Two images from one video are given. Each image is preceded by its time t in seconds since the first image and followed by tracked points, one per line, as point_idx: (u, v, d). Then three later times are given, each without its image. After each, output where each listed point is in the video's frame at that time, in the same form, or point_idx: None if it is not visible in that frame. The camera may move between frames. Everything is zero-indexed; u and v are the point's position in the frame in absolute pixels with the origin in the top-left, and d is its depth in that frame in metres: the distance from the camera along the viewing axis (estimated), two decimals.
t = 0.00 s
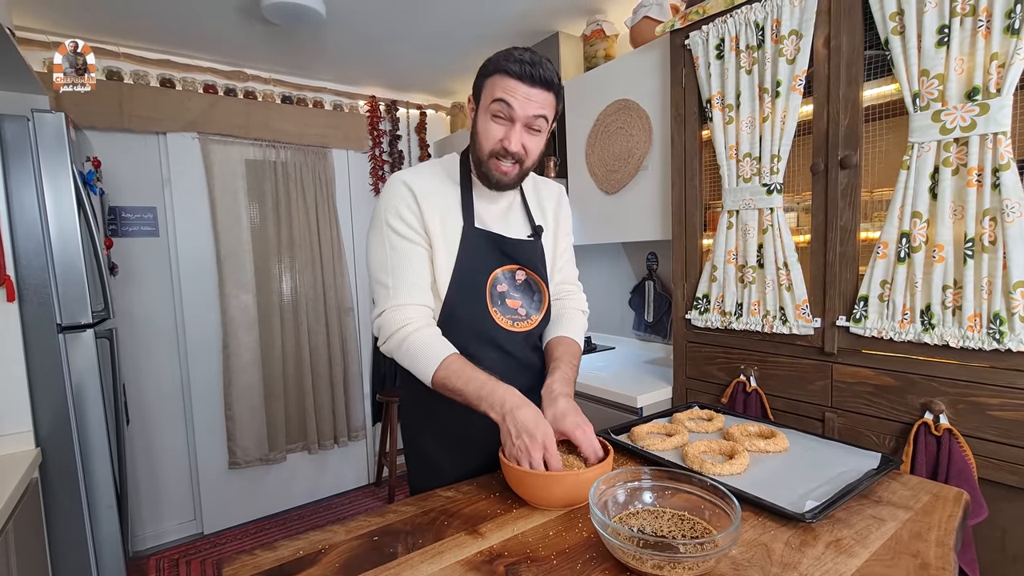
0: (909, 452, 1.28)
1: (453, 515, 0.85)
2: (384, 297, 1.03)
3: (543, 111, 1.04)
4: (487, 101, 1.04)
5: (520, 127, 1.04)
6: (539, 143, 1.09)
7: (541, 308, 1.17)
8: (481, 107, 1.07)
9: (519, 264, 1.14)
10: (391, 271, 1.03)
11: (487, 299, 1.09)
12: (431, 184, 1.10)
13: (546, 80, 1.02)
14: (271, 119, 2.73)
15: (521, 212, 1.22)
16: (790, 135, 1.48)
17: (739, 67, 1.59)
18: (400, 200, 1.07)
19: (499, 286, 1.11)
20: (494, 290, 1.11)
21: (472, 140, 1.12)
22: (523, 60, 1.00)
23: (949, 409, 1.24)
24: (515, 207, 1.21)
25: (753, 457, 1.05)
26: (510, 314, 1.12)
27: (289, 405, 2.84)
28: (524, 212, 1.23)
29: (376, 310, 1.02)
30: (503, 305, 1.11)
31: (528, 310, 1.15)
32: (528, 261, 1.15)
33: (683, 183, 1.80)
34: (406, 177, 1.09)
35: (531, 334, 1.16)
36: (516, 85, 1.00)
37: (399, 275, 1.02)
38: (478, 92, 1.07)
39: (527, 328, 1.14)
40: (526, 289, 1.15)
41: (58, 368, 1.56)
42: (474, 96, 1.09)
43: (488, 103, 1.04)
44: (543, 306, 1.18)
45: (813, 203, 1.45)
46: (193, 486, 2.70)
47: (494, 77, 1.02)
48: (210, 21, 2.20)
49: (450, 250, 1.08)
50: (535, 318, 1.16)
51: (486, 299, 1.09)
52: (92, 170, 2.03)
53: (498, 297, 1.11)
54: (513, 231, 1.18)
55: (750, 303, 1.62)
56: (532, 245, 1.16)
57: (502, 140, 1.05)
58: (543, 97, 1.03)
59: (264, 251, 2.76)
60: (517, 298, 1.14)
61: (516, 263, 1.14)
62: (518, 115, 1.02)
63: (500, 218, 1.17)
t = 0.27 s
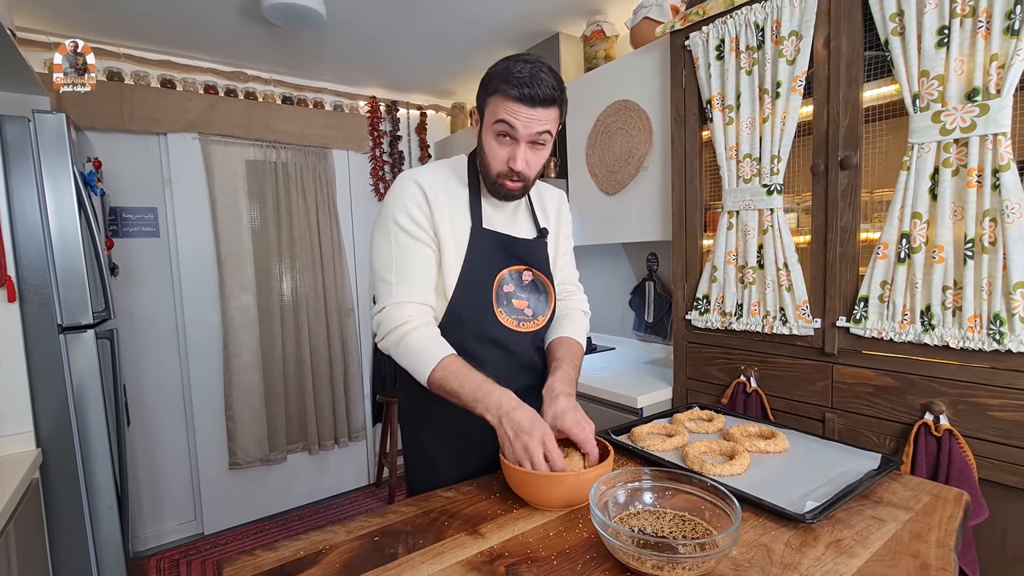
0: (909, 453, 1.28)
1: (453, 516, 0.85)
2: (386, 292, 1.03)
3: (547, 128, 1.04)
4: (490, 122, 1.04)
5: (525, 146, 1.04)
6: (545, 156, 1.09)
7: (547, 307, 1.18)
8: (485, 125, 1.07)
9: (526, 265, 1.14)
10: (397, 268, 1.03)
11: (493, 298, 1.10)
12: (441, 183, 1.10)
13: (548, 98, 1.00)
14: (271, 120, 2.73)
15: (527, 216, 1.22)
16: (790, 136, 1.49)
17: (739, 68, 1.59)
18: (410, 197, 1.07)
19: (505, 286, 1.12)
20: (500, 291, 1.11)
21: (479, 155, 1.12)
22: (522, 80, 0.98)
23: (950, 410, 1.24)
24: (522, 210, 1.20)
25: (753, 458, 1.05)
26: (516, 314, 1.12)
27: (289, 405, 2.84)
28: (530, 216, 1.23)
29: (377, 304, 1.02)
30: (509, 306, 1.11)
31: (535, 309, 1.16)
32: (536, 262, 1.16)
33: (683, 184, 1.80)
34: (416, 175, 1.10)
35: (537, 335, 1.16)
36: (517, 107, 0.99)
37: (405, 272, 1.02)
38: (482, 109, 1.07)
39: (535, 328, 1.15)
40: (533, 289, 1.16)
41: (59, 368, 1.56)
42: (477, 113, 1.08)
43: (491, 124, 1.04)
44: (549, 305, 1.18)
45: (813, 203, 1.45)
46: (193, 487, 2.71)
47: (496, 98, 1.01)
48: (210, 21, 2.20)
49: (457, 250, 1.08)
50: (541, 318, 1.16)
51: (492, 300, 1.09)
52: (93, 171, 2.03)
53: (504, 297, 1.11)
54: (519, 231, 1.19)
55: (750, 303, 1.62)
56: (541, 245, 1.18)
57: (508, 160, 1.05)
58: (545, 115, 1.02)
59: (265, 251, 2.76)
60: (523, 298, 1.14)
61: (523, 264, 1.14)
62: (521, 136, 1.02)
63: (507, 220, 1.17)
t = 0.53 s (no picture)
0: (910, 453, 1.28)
1: (454, 515, 0.85)
2: (385, 290, 1.03)
3: (546, 131, 1.04)
4: (490, 126, 1.04)
5: (525, 151, 1.04)
6: (545, 160, 1.09)
7: (546, 308, 1.18)
8: (484, 129, 1.07)
9: (526, 265, 1.14)
10: (398, 267, 1.03)
11: (492, 298, 1.10)
12: (441, 183, 1.11)
13: (547, 102, 1.00)
14: (272, 120, 2.74)
15: (528, 216, 1.22)
16: (791, 136, 1.49)
17: (739, 68, 1.60)
18: (410, 197, 1.07)
19: (505, 287, 1.12)
20: (500, 291, 1.11)
21: (479, 158, 1.12)
22: (520, 85, 0.98)
23: (951, 410, 1.24)
24: (523, 210, 1.20)
25: (754, 458, 1.05)
26: (515, 315, 1.13)
27: (290, 405, 2.84)
28: (530, 217, 1.22)
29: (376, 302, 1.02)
30: (509, 306, 1.11)
31: (534, 310, 1.16)
32: (537, 262, 1.16)
33: (683, 184, 1.80)
34: (417, 175, 1.10)
35: (534, 335, 1.16)
36: (516, 112, 0.99)
37: (407, 271, 1.02)
38: (481, 113, 1.07)
39: (532, 328, 1.15)
40: (533, 290, 1.16)
41: (60, 367, 1.56)
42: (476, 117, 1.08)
43: (491, 128, 1.04)
44: (548, 306, 1.18)
45: (814, 203, 1.46)
46: (194, 487, 2.71)
47: (495, 103, 1.01)
48: (211, 21, 2.21)
49: (457, 250, 1.08)
50: (540, 319, 1.17)
51: (492, 300, 1.09)
52: (93, 170, 2.03)
53: (503, 297, 1.11)
54: (519, 233, 1.18)
55: (751, 303, 1.62)
56: (542, 245, 1.18)
57: (508, 164, 1.05)
58: (544, 119, 1.02)
59: (265, 251, 2.76)
60: (523, 299, 1.14)
61: (522, 264, 1.14)
62: (521, 140, 1.02)
63: (507, 220, 1.17)
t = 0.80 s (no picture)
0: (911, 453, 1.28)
1: (456, 515, 0.85)
2: (394, 291, 1.03)
3: (552, 138, 1.04)
4: (495, 130, 1.03)
5: (530, 157, 1.04)
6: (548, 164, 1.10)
7: (548, 309, 1.18)
8: (488, 131, 1.06)
9: (526, 266, 1.14)
10: (406, 267, 1.03)
11: (492, 300, 1.10)
12: (443, 184, 1.11)
13: (554, 109, 1.00)
14: (273, 120, 2.74)
15: (528, 216, 1.22)
16: (792, 136, 1.49)
17: (741, 68, 1.60)
18: (412, 198, 1.07)
19: (505, 288, 1.12)
20: (501, 292, 1.11)
21: (480, 159, 1.12)
22: (529, 92, 0.97)
23: (952, 410, 1.23)
24: (523, 211, 1.20)
25: (755, 458, 1.05)
26: (516, 316, 1.12)
27: (291, 405, 2.85)
28: (531, 218, 1.22)
29: (386, 304, 1.02)
30: (509, 307, 1.12)
31: (535, 311, 1.15)
32: (538, 262, 1.16)
33: (684, 184, 1.80)
34: (418, 176, 1.10)
35: (536, 335, 1.15)
36: (523, 120, 0.99)
37: (414, 272, 1.02)
38: (485, 115, 1.06)
39: (533, 329, 1.14)
40: (533, 292, 1.16)
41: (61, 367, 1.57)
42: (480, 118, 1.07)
43: (496, 132, 1.03)
44: (550, 307, 1.18)
45: (815, 203, 1.46)
46: (195, 487, 2.71)
47: (501, 108, 1.00)
48: (212, 22, 2.21)
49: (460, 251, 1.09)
50: (542, 320, 1.16)
51: (492, 302, 1.10)
52: (95, 171, 2.03)
53: (504, 299, 1.11)
54: (520, 233, 1.19)
55: (752, 304, 1.62)
56: (542, 246, 1.18)
57: (512, 169, 1.05)
58: (551, 126, 1.02)
59: (266, 252, 2.76)
60: (524, 300, 1.14)
61: (523, 265, 1.14)
62: (527, 147, 1.02)
63: (508, 221, 1.17)
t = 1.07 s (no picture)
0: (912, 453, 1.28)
1: (457, 515, 0.85)
2: (391, 290, 1.03)
3: (561, 133, 1.05)
4: (506, 124, 1.03)
5: (540, 151, 1.05)
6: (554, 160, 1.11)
7: (552, 305, 1.18)
8: (497, 125, 1.06)
9: (530, 265, 1.14)
10: (404, 266, 1.03)
11: (496, 298, 1.10)
12: (444, 184, 1.11)
13: (566, 105, 1.02)
14: (273, 120, 2.74)
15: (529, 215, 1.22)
16: (793, 136, 1.49)
17: (741, 68, 1.59)
18: (413, 199, 1.07)
19: (510, 286, 1.12)
20: (504, 290, 1.11)
21: (485, 154, 1.11)
22: (545, 87, 0.99)
23: (953, 410, 1.23)
24: (525, 210, 1.20)
25: (757, 458, 1.05)
26: (520, 313, 1.13)
27: (291, 405, 2.85)
28: (532, 217, 1.22)
29: (383, 302, 1.03)
30: (513, 305, 1.12)
31: (539, 308, 1.16)
32: (539, 262, 1.16)
33: (685, 184, 1.80)
34: (418, 176, 1.10)
35: (541, 333, 1.15)
36: (537, 113, 1.00)
37: (412, 271, 1.02)
38: (494, 110, 1.06)
39: (538, 326, 1.15)
40: (536, 289, 1.16)
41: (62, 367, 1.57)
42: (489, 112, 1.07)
43: (506, 126, 1.03)
44: (552, 304, 1.18)
45: (815, 204, 1.46)
46: (195, 486, 2.71)
47: (514, 101, 1.00)
48: (213, 22, 2.21)
49: (462, 252, 1.09)
50: (546, 316, 1.16)
51: (496, 300, 1.10)
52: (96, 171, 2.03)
53: (508, 297, 1.11)
54: (523, 231, 1.19)
55: (753, 304, 1.62)
56: (544, 245, 1.18)
57: (521, 163, 1.06)
58: (562, 121, 1.03)
59: (267, 251, 2.76)
60: (528, 298, 1.14)
61: (526, 264, 1.14)
62: (538, 141, 1.03)
63: (510, 219, 1.17)
